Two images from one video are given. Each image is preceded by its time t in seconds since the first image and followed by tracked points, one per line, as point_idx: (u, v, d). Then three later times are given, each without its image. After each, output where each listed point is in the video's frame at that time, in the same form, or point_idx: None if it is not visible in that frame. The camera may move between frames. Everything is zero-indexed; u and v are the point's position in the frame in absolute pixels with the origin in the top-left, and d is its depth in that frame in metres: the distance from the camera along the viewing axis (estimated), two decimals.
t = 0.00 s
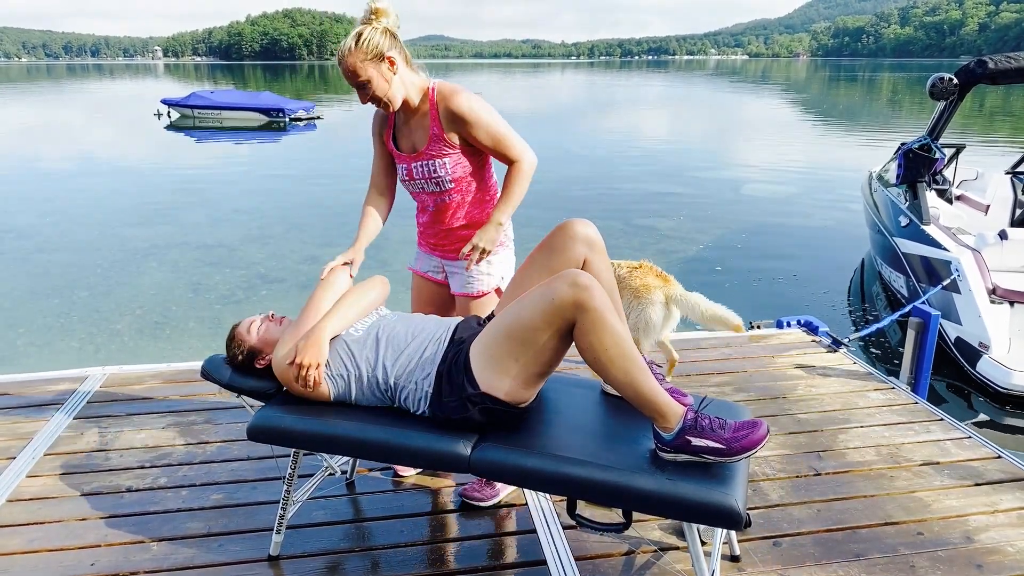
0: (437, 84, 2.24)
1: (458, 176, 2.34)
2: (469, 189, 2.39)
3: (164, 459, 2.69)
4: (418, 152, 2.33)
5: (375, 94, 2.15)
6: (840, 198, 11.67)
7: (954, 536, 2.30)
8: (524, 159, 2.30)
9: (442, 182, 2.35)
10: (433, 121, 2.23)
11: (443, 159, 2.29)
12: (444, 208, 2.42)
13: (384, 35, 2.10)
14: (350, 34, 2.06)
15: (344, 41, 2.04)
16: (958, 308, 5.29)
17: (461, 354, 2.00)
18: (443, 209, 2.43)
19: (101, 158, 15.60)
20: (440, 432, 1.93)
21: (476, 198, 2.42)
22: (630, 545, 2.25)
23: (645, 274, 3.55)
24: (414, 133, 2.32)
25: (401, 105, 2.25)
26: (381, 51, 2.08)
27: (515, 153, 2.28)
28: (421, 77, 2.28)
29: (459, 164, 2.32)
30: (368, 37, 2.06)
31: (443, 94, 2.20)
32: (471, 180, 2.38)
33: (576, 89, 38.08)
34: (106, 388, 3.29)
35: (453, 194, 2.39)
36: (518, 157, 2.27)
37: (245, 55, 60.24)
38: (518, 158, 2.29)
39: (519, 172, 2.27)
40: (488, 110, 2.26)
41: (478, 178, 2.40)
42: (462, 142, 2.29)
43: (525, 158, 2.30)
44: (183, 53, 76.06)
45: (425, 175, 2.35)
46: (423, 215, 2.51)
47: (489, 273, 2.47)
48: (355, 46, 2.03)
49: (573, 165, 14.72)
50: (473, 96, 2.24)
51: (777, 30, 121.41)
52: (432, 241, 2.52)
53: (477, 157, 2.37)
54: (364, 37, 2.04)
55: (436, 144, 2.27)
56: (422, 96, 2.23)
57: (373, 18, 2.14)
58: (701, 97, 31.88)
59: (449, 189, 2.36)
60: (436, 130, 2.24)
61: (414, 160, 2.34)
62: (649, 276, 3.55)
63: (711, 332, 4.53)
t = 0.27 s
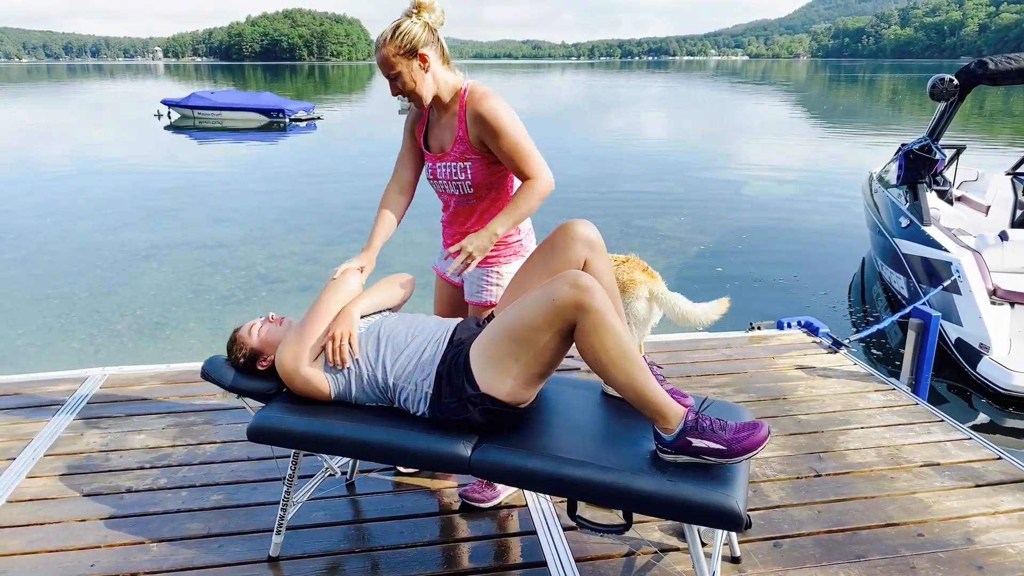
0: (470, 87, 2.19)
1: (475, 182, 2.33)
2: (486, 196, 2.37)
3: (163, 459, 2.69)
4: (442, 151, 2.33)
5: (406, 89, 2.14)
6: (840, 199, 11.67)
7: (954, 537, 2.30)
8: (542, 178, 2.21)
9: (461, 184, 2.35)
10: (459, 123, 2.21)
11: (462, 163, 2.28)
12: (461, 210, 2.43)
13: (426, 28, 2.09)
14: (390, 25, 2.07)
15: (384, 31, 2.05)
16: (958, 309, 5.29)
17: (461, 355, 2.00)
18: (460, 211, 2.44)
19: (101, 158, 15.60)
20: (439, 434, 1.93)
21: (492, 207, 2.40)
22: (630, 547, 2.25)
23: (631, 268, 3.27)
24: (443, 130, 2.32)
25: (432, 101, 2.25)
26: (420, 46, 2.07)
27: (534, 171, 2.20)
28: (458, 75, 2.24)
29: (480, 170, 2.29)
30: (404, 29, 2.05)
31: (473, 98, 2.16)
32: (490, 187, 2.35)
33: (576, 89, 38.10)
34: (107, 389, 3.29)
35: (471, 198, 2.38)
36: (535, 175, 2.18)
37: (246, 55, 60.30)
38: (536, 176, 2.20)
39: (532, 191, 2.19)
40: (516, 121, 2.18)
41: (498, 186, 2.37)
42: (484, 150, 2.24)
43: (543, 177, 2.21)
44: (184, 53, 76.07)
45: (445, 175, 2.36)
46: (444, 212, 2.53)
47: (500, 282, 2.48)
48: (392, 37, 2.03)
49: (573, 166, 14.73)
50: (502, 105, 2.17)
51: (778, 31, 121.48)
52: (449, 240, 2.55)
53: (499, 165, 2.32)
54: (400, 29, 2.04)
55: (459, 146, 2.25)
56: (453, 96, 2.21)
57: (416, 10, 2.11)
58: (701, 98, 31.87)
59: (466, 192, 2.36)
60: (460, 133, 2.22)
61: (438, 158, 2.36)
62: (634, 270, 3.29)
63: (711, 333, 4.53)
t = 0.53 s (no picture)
0: (487, 87, 2.19)
1: (478, 180, 2.32)
2: (488, 196, 2.37)
3: (161, 460, 2.69)
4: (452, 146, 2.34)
5: (427, 82, 2.16)
6: (839, 200, 11.68)
7: (953, 538, 2.30)
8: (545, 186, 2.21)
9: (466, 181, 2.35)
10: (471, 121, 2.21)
11: (468, 161, 2.29)
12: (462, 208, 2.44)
13: (450, 24, 2.11)
14: (416, 17, 2.09)
15: (407, 23, 2.07)
16: (956, 310, 5.30)
17: (459, 355, 2.00)
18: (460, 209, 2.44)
19: (99, 158, 15.57)
20: (437, 434, 1.93)
21: (492, 208, 2.40)
22: (628, 548, 2.25)
23: (623, 263, 3.73)
24: (455, 125, 2.32)
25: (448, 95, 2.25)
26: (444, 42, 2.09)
27: (539, 178, 2.20)
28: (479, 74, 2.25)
29: (485, 169, 2.29)
30: (427, 21, 2.07)
31: (487, 97, 2.16)
32: (493, 188, 2.35)
33: (575, 90, 38.08)
34: (105, 389, 3.29)
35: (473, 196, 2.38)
36: (540, 182, 2.18)
37: (245, 55, 60.26)
38: (540, 183, 2.20)
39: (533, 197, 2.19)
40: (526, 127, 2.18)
41: (501, 188, 2.36)
42: (491, 151, 2.24)
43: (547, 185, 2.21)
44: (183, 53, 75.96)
45: (451, 171, 2.36)
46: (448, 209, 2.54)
47: (494, 285, 2.48)
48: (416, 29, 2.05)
49: (572, 167, 14.73)
50: (515, 109, 2.16)
51: (777, 32, 121.59)
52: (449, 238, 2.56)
53: (504, 167, 2.31)
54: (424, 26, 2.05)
55: (468, 143, 2.26)
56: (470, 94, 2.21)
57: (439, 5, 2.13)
58: (700, 99, 31.85)
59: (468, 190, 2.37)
60: (470, 131, 2.22)
61: (447, 152, 2.36)
62: (627, 267, 3.73)
63: (710, 335, 4.53)
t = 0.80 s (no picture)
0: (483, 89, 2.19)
1: (462, 178, 2.32)
2: (471, 196, 2.37)
3: (160, 463, 2.68)
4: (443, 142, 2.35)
5: (426, 80, 2.18)
6: (838, 202, 11.70)
7: (952, 541, 2.30)
8: (525, 192, 2.20)
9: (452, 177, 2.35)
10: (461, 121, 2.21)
11: (453, 158, 2.29)
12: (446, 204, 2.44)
13: (454, 25, 2.12)
14: (422, 15, 2.11)
15: (413, 20, 2.08)
16: (955, 312, 5.30)
17: (457, 358, 2.00)
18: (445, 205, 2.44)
19: (98, 161, 15.55)
20: (435, 436, 1.93)
21: (475, 208, 2.39)
22: (627, 550, 2.25)
23: (622, 262, 3.74)
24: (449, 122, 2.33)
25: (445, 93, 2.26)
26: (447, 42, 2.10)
27: (520, 183, 2.19)
28: (478, 77, 2.25)
29: (470, 168, 2.29)
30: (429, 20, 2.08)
31: (480, 99, 2.15)
32: (477, 188, 2.35)
33: (574, 92, 38.10)
34: (103, 391, 3.28)
35: (458, 193, 2.38)
36: (519, 187, 2.18)
37: (243, 58, 60.26)
38: (522, 188, 2.20)
39: (512, 201, 2.19)
40: (514, 132, 2.17)
41: (487, 188, 2.36)
42: (478, 152, 2.24)
43: (527, 193, 2.20)
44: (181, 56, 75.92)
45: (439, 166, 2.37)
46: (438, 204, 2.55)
47: (475, 285, 2.46)
48: (420, 28, 2.07)
49: (571, 169, 14.75)
50: (505, 113, 2.16)
51: (775, 35, 121.83)
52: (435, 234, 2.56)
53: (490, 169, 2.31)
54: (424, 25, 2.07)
55: (456, 140, 2.26)
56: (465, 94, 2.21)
57: (445, 6, 2.14)
58: (699, 102, 31.89)
59: (452, 186, 2.37)
60: (459, 129, 2.22)
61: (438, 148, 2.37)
62: (627, 265, 3.74)
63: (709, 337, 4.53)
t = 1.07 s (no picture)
0: (466, 90, 2.26)
1: (441, 172, 2.40)
2: (452, 190, 2.44)
3: (160, 464, 2.68)
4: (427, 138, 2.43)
5: (417, 80, 2.23)
6: (838, 203, 11.71)
7: (952, 543, 2.30)
8: (497, 188, 2.28)
9: (433, 172, 2.43)
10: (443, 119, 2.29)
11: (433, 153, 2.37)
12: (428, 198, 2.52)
13: (439, 28, 2.18)
14: (411, 19, 2.16)
15: (404, 24, 2.13)
16: (956, 314, 5.30)
17: (458, 359, 2.00)
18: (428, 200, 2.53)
19: (99, 161, 15.56)
20: (436, 438, 1.93)
21: (455, 201, 2.46)
22: (627, 552, 2.25)
23: (623, 263, 3.74)
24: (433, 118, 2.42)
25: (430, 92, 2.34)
26: (432, 42, 2.16)
27: (493, 179, 2.27)
28: (463, 76, 2.32)
29: (448, 163, 2.37)
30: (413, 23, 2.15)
31: (461, 98, 2.23)
32: (456, 182, 2.42)
33: (575, 93, 38.11)
34: (103, 392, 3.28)
35: (439, 187, 2.46)
36: (492, 182, 2.25)
37: (244, 59, 60.31)
38: (494, 184, 2.27)
39: (485, 196, 2.27)
40: (490, 130, 2.24)
41: (466, 184, 2.43)
42: (457, 148, 2.32)
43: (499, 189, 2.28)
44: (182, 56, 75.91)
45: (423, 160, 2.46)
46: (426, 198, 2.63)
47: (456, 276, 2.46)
48: (410, 33, 2.13)
49: (572, 170, 14.75)
50: (483, 112, 2.23)
51: (777, 37, 121.88)
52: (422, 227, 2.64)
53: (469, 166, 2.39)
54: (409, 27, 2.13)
55: (438, 136, 2.34)
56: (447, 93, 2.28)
57: (431, 10, 2.21)
58: (699, 103, 31.91)
59: (433, 180, 2.45)
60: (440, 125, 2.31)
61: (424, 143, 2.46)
62: (628, 265, 3.74)
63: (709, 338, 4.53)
